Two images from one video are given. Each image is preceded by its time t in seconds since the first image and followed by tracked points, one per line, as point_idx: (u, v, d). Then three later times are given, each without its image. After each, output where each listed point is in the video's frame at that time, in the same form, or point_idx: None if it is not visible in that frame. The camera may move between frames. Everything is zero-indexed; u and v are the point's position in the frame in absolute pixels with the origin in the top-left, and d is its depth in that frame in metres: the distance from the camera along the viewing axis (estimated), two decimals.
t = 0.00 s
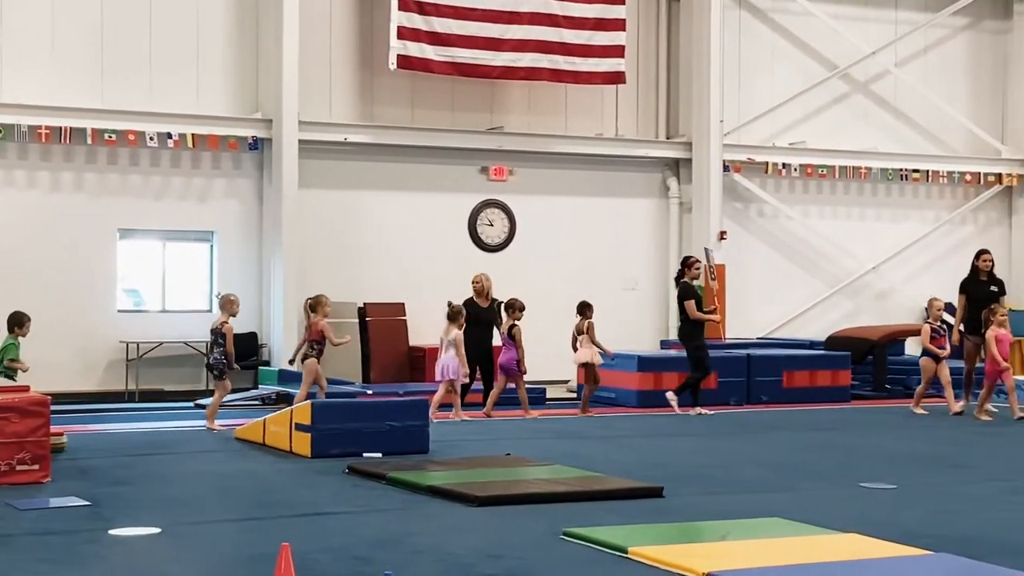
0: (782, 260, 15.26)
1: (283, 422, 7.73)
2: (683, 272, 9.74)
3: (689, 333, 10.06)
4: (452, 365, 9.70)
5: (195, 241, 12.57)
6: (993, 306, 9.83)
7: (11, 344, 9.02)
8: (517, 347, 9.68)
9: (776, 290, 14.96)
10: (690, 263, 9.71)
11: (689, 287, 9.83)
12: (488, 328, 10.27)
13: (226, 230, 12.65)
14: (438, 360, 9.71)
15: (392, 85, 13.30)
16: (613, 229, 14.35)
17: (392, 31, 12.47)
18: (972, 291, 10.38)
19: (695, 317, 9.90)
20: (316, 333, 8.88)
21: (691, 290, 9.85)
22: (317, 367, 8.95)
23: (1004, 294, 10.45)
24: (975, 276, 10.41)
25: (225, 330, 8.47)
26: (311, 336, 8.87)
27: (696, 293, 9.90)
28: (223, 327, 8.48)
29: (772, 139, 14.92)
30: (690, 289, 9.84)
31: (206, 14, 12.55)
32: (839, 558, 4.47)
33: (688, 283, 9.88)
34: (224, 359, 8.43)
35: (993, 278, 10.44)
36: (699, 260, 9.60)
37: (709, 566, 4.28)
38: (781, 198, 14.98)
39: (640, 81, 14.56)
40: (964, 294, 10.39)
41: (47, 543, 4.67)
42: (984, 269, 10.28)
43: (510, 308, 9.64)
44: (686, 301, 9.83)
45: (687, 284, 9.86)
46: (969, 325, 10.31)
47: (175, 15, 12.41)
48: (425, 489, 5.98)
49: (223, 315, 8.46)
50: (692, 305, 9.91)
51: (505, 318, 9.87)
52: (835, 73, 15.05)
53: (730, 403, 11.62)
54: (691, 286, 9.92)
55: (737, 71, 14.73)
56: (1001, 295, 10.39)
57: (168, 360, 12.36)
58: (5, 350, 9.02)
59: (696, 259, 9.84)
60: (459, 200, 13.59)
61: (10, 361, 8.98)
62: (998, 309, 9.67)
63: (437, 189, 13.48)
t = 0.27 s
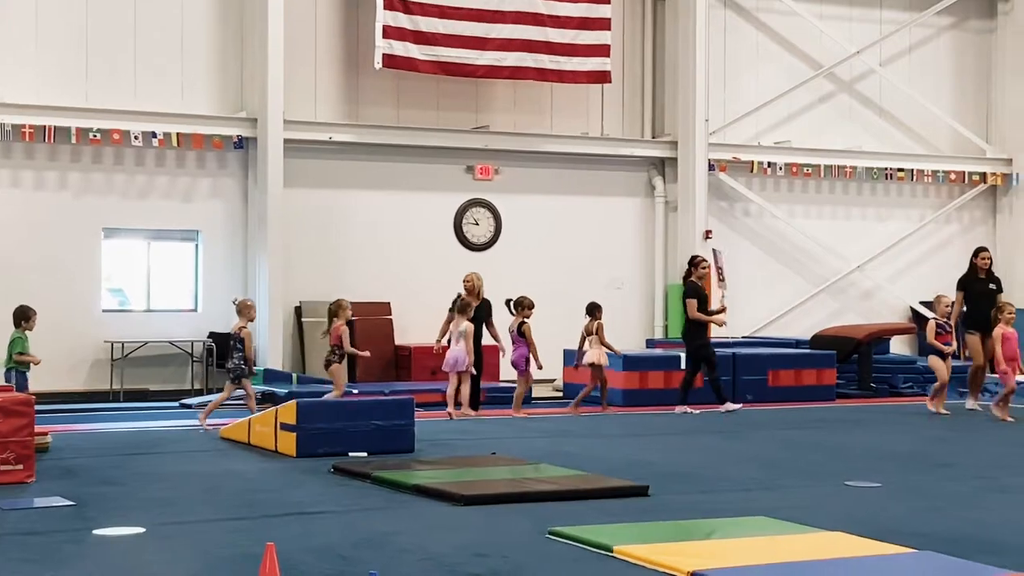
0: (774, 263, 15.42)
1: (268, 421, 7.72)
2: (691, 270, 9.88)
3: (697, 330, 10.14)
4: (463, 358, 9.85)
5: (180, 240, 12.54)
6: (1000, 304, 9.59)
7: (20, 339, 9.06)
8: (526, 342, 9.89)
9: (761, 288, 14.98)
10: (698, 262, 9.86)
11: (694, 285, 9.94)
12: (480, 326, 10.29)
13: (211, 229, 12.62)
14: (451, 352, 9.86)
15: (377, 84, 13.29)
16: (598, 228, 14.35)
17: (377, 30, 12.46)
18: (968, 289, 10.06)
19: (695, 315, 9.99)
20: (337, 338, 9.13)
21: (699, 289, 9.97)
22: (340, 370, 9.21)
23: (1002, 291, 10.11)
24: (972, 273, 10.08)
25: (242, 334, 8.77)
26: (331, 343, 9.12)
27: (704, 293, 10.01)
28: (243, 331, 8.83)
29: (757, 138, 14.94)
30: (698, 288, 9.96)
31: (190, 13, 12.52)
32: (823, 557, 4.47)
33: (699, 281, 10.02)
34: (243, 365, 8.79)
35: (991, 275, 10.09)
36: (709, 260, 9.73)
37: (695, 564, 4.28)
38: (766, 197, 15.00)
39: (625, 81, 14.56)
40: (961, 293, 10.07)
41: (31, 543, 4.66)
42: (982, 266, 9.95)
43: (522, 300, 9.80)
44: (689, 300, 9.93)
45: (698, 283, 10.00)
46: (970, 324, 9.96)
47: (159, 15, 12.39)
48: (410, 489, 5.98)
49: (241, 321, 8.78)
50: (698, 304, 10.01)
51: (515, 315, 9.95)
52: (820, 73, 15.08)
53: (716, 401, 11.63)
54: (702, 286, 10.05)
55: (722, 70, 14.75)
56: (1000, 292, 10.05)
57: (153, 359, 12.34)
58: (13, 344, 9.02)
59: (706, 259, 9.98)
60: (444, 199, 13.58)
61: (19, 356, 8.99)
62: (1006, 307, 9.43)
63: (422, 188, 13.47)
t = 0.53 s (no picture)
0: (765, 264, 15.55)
1: (253, 421, 7.71)
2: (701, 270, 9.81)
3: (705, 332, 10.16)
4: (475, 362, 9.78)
5: (166, 239, 12.52)
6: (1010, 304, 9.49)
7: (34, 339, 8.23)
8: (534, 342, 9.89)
9: (747, 287, 15.01)
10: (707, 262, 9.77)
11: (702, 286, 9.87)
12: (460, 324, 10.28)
13: (196, 228, 12.60)
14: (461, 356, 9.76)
15: (362, 82, 13.28)
16: (584, 228, 14.36)
17: (363, 28, 12.46)
18: (970, 293, 10.07)
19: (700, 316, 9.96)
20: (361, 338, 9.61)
21: (708, 290, 10.01)
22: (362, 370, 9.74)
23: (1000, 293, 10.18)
24: (972, 276, 10.11)
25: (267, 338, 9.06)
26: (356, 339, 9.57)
27: (715, 295, 10.05)
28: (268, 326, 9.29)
29: (742, 137, 14.96)
30: (707, 289, 10.01)
31: (175, 12, 12.50)
32: (809, 554, 4.49)
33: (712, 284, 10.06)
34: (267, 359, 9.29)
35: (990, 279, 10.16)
36: (718, 260, 9.75)
37: (680, 563, 4.29)
38: (751, 196, 15.02)
39: (611, 80, 14.57)
40: (962, 295, 10.07)
41: (15, 543, 4.65)
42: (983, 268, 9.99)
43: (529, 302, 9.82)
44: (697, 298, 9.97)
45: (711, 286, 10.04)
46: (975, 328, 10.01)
47: (144, 14, 12.37)
48: (396, 488, 5.98)
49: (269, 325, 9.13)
50: (707, 304, 10.05)
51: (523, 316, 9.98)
52: (805, 72, 15.11)
53: (701, 400, 11.65)
54: (715, 290, 10.09)
55: (708, 69, 14.77)
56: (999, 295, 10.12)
57: (137, 359, 12.31)
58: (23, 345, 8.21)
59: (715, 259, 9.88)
60: (430, 197, 13.57)
61: (32, 357, 8.17)
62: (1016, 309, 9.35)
63: (408, 187, 13.46)
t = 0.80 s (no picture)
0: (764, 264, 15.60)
1: (238, 420, 7.70)
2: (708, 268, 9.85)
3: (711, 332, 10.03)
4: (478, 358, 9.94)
5: (150, 238, 12.50)
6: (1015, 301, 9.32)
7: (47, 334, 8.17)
8: (540, 341, 9.95)
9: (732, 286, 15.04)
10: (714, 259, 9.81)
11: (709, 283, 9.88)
12: (444, 324, 10.31)
13: (181, 228, 12.57)
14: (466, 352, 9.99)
15: (347, 81, 13.27)
16: (569, 227, 14.37)
17: (348, 28, 12.45)
18: (972, 290, 9.90)
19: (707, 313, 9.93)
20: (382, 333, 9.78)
21: (716, 289, 9.93)
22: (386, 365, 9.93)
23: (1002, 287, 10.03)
24: (973, 273, 9.94)
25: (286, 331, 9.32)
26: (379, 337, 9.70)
27: (722, 295, 9.96)
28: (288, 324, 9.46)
29: (728, 136, 14.99)
30: (714, 287, 9.93)
31: (160, 11, 12.48)
32: (792, 552, 4.50)
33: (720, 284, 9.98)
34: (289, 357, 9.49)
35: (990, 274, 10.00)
36: (725, 257, 9.73)
37: (663, 561, 4.30)
38: (736, 195, 15.05)
39: (596, 79, 14.58)
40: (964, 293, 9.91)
41: None
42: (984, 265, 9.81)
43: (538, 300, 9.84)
44: (703, 296, 9.89)
45: (719, 285, 9.96)
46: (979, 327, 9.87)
47: (128, 13, 12.34)
48: (380, 487, 5.97)
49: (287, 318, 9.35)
50: (714, 303, 9.95)
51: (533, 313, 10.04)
52: (790, 71, 15.14)
53: (686, 399, 11.67)
54: (723, 290, 9.99)
55: (693, 68, 14.79)
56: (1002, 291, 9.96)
57: (122, 358, 12.29)
58: (38, 341, 8.14)
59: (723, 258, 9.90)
60: (415, 196, 13.56)
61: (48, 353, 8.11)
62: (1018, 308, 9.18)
63: (394, 186, 13.45)
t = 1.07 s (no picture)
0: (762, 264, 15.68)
1: (221, 420, 7.69)
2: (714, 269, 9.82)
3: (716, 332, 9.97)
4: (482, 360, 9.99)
5: (135, 238, 12.48)
6: None
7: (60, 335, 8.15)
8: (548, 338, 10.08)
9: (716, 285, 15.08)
10: (720, 260, 9.76)
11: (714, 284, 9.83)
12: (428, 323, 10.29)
13: (165, 227, 12.56)
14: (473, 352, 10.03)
15: (331, 81, 13.27)
16: (554, 227, 14.38)
17: (333, 27, 12.45)
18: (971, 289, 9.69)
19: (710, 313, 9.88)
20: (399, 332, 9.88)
21: (721, 290, 9.89)
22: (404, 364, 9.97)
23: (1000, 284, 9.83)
24: (971, 272, 9.73)
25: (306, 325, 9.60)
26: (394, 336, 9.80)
27: (728, 297, 9.90)
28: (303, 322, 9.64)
29: (712, 136, 15.01)
30: (720, 289, 9.88)
31: (144, 10, 12.47)
32: (774, 552, 4.52)
33: (727, 287, 9.94)
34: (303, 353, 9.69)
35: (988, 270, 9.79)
36: (731, 258, 9.70)
37: (644, 560, 4.31)
38: (720, 195, 15.08)
39: (581, 79, 14.60)
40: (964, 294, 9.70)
41: None
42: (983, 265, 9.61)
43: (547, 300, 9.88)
44: (707, 296, 9.85)
45: (726, 288, 9.91)
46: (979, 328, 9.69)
47: (112, 13, 12.33)
48: (364, 487, 5.97)
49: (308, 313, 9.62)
50: (720, 305, 9.90)
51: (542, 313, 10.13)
52: (774, 71, 15.17)
53: (670, 399, 11.68)
54: (730, 293, 9.93)
55: (677, 67, 14.82)
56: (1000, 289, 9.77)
57: (106, 358, 12.28)
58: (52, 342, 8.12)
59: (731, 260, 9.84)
60: (400, 197, 13.56)
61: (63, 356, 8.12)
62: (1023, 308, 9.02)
63: (378, 186, 13.45)
